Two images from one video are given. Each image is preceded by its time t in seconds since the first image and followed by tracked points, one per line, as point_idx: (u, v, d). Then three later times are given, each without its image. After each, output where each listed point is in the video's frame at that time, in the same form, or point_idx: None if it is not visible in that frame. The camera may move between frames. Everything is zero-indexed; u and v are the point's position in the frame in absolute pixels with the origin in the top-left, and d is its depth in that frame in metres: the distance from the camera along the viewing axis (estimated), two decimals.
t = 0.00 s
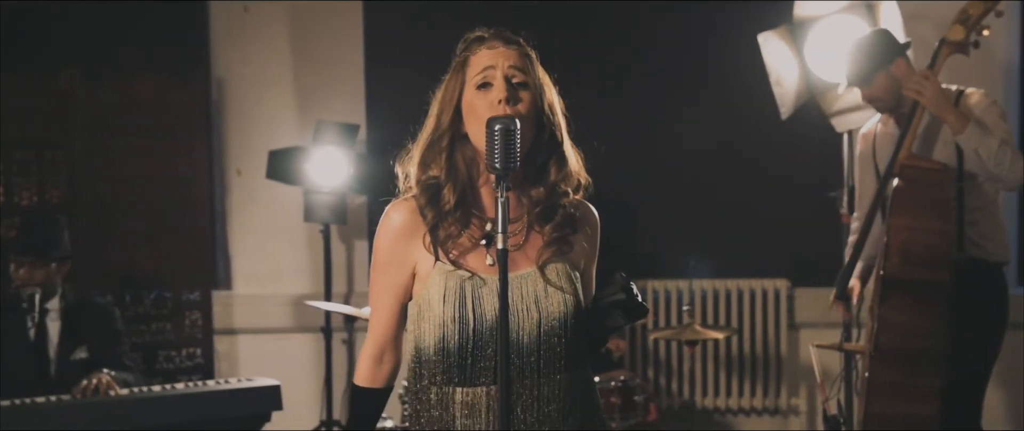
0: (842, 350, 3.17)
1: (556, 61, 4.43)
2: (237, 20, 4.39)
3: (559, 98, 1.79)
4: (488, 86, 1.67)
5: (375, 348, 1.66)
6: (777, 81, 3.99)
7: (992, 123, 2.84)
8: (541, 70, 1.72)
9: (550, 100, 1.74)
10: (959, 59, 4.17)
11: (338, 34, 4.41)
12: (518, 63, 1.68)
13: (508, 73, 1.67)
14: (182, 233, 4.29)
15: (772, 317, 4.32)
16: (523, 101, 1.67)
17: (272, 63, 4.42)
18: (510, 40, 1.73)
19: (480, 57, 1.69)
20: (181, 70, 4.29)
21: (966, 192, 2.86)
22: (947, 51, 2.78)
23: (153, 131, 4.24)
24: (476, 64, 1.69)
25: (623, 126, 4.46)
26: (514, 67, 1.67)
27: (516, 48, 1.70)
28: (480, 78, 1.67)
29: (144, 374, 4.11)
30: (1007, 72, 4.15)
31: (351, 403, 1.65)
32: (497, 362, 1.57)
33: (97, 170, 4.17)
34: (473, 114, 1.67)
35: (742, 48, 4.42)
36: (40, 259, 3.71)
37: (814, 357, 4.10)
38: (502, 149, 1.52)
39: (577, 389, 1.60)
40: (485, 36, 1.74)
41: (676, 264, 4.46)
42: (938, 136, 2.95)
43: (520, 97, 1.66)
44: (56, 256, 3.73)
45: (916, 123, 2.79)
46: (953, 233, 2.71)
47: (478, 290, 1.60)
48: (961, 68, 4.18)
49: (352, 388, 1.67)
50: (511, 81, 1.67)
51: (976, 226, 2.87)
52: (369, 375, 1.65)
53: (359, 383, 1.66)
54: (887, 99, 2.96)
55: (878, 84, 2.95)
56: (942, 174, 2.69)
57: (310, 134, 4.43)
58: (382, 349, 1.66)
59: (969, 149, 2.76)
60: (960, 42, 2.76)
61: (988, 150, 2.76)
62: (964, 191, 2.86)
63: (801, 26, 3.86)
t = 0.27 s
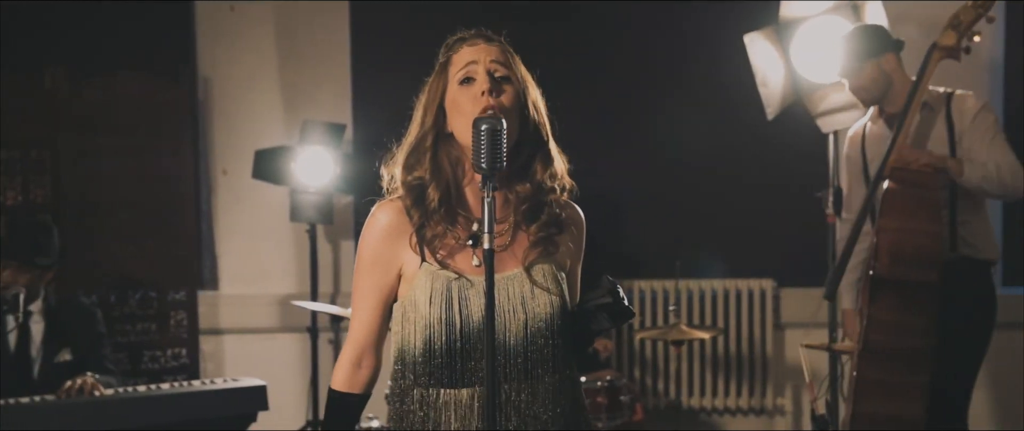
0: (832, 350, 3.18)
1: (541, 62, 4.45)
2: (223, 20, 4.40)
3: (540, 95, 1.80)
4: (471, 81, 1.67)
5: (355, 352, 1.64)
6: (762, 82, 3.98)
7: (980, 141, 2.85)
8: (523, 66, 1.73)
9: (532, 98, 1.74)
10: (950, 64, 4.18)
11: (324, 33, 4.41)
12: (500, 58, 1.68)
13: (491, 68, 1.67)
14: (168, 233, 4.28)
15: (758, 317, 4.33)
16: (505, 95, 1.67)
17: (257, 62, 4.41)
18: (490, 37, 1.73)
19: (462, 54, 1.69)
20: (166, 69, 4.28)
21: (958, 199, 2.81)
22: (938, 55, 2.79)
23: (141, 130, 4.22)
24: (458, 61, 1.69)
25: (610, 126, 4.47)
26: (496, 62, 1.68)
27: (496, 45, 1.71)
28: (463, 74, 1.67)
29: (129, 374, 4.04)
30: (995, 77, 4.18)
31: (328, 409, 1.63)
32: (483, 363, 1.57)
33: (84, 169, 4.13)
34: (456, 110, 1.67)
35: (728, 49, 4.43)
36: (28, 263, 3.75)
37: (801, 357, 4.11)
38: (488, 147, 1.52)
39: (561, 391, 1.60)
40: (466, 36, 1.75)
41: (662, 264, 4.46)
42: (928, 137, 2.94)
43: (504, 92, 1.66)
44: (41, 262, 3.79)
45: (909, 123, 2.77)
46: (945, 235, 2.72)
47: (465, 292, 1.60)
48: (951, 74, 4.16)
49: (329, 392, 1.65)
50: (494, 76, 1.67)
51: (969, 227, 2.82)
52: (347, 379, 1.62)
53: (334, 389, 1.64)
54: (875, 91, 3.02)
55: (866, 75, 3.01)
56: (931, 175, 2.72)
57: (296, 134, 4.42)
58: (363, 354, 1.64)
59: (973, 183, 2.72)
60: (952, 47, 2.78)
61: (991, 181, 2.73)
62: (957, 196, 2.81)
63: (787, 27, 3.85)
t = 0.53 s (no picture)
0: (819, 349, 3.19)
1: (527, 62, 4.46)
2: (209, 20, 4.39)
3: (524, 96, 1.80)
4: (456, 80, 1.67)
5: (339, 364, 1.60)
6: (749, 83, 3.99)
7: (968, 142, 2.88)
8: (509, 67, 1.72)
9: (517, 100, 1.74)
10: (943, 67, 4.19)
11: (311, 33, 4.40)
12: (485, 58, 1.69)
13: (476, 67, 1.67)
14: (152, 233, 4.26)
15: (744, 316, 4.34)
16: (490, 94, 1.67)
17: (242, 62, 4.40)
18: (475, 37, 1.73)
19: (448, 53, 1.69)
20: (151, 68, 4.26)
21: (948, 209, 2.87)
22: (933, 58, 2.80)
23: (126, 129, 4.21)
24: (444, 60, 1.69)
25: (595, 126, 4.49)
26: (481, 62, 1.68)
27: (481, 45, 1.71)
28: (448, 74, 1.67)
29: (113, 374, 4.04)
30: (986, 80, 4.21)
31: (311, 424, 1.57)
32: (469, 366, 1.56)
33: (68, 170, 4.14)
34: (441, 109, 1.66)
35: (714, 50, 4.43)
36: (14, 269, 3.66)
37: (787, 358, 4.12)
38: (475, 146, 1.52)
39: (546, 390, 1.60)
40: (451, 36, 1.75)
41: (648, 265, 4.48)
42: (921, 139, 2.96)
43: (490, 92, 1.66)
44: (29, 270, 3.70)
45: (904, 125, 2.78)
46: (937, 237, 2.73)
47: (451, 294, 1.60)
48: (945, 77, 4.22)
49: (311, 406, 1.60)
50: (479, 75, 1.67)
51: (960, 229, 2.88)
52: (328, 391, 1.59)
53: (316, 402, 1.59)
54: (867, 90, 3.07)
55: (857, 72, 3.07)
56: (924, 177, 2.73)
57: (281, 134, 4.41)
58: (348, 367, 1.60)
59: (960, 196, 2.79)
60: (947, 50, 2.79)
61: (977, 193, 2.80)
62: (947, 208, 2.87)
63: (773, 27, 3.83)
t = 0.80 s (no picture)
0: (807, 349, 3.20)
1: (514, 63, 4.46)
2: (196, 20, 4.37)
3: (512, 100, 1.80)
4: (444, 80, 1.67)
5: (337, 376, 1.57)
6: (736, 83, 3.99)
7: (962, 142, 2.88)
8: (496, 69, 1.72)
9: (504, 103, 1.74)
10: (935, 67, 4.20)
11: (298, 33, 4.38)
12: (473, 58, 1.69)
13: (464, 68, 1.67)
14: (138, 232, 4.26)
15: (732, 317, 4.34)
16: (478, 96, 1.67)
17: (229, 62, 4.39)
18: (464, 38, 1.73)
19: (436, 53, 1.69)
20: (137, 67, 4.25)
21: (942, 211, 2.86)
22: (923, 59, 2.81)
23: (111, 128, 4.19)
24: (432, 60, 1.69)
25: (582, 127, 4.49)
26: (469, 63, 1.68)
27: (469, 46, 1.71)
28: (436, 73, 1.67)
29: (98, 375, 4.01)
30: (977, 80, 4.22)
31: None
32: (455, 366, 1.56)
33: (53, 169, 4.13)
34: (427, 107, 1.66)
35: (701, 51, 4.44)
36: None
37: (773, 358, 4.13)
38: (462, 146, 1.52)
39: (534, 386, 1.60)
40: (440, 36, 1.74)
41: (635, 265, 4.48)
42: (914, 139, 2.96)
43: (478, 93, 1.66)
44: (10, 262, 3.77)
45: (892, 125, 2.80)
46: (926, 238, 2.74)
47: (435, 293, 1.60)
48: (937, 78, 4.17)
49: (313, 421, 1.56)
50: (467, 76, 1.67)
51: (953, 229, 2.87)
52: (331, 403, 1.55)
53: (318, 416, 1.55)
54: (865, 89, 3.08)
55: (857, 70, 3.09)
56: (914, 179, 2.74)
57: (268, 134, 4.39)
58: (344, 378, 1.58)
59: (950, 198, 2.77)
60: (937, 51, 2.79)
61: (967, 195, 2.79)
62: (942, 210, 2.86)
63: (760, 27, 3.85)
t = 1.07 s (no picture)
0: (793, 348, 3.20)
1: (501, 64, 4.47)
2: (182, 19, 4.36)
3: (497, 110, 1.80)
4: (430, 81, 1.67)
5: (341, 384, 1.56)
6: (723, 84, 3.99)
7: (960, 142, 2.82)
8: (482, 78, 1.72)
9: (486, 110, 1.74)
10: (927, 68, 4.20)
11: (285, 32, 4.37)
12: (460, 63, 1.69)
13: (452, 73, 1.67)
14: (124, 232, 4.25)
15: (719, 317, 4.35)
16: (462, 100, 1.67)
17: (216, 61, 4.37)
18: (453, 41, 1.73)
19: (424, 55, 1.69)
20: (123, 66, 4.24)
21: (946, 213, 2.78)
22: (916, 56, 2.79)
23: (98, 128, 4.18)
24: (420, 61, 1.69)
25: (569, 127, 4.50)
26: (457, 67, 1.68)
27: (457, 50, 1.71)
28: (422, 74, 1.67)
29: (84, 375, 4.03)
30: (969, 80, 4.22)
31: None
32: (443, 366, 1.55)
33: (39, 169, 4.11)
34: (410, 107, 1.66)
35: (689, 51, 4.44)
36: None
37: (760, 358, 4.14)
38: (450, 148, 1.51)
39: (521, 383, 1.60)
40: (428, 38, 1.74)
41: (622, 265, 4.49)
42: (914, 139, 2.92)
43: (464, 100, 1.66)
44: None
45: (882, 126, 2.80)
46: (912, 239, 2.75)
47: (417, 294, 1.59)
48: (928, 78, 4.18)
49: None
50: (454, 80, 1.67)
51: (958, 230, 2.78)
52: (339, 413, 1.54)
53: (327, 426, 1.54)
54: (869, 87, 3.11)
55: (864, 68, 3.11)
56: (905, 176, 2.71)
57: (254, 134, 4.38)
58: (348, 385, 1.57)
59: (943, 197, 2.70)
60: (929, 48, 2.77)
61: (962, 195, 2.71)
62: (945, 211, 2.78)
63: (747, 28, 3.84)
